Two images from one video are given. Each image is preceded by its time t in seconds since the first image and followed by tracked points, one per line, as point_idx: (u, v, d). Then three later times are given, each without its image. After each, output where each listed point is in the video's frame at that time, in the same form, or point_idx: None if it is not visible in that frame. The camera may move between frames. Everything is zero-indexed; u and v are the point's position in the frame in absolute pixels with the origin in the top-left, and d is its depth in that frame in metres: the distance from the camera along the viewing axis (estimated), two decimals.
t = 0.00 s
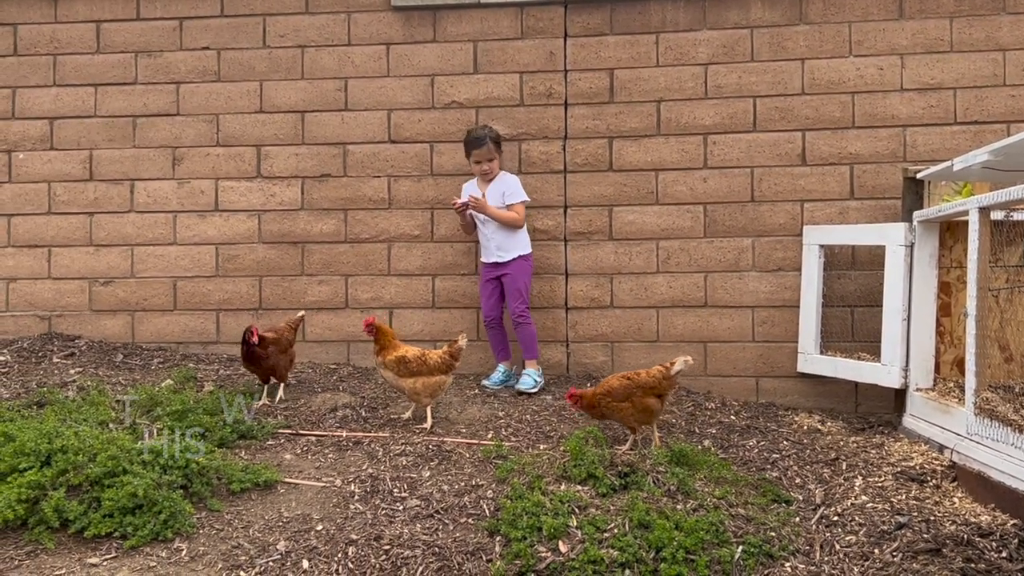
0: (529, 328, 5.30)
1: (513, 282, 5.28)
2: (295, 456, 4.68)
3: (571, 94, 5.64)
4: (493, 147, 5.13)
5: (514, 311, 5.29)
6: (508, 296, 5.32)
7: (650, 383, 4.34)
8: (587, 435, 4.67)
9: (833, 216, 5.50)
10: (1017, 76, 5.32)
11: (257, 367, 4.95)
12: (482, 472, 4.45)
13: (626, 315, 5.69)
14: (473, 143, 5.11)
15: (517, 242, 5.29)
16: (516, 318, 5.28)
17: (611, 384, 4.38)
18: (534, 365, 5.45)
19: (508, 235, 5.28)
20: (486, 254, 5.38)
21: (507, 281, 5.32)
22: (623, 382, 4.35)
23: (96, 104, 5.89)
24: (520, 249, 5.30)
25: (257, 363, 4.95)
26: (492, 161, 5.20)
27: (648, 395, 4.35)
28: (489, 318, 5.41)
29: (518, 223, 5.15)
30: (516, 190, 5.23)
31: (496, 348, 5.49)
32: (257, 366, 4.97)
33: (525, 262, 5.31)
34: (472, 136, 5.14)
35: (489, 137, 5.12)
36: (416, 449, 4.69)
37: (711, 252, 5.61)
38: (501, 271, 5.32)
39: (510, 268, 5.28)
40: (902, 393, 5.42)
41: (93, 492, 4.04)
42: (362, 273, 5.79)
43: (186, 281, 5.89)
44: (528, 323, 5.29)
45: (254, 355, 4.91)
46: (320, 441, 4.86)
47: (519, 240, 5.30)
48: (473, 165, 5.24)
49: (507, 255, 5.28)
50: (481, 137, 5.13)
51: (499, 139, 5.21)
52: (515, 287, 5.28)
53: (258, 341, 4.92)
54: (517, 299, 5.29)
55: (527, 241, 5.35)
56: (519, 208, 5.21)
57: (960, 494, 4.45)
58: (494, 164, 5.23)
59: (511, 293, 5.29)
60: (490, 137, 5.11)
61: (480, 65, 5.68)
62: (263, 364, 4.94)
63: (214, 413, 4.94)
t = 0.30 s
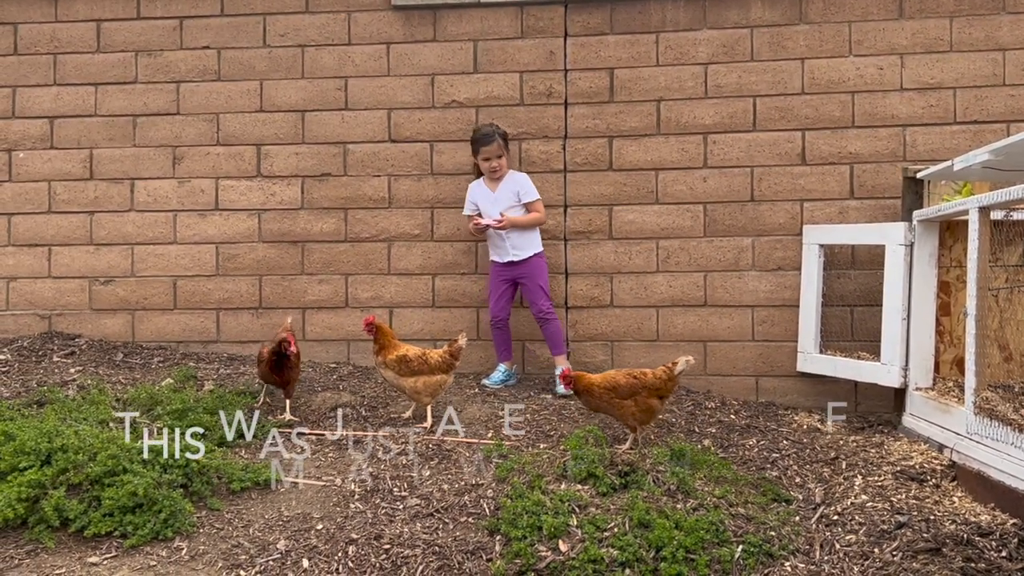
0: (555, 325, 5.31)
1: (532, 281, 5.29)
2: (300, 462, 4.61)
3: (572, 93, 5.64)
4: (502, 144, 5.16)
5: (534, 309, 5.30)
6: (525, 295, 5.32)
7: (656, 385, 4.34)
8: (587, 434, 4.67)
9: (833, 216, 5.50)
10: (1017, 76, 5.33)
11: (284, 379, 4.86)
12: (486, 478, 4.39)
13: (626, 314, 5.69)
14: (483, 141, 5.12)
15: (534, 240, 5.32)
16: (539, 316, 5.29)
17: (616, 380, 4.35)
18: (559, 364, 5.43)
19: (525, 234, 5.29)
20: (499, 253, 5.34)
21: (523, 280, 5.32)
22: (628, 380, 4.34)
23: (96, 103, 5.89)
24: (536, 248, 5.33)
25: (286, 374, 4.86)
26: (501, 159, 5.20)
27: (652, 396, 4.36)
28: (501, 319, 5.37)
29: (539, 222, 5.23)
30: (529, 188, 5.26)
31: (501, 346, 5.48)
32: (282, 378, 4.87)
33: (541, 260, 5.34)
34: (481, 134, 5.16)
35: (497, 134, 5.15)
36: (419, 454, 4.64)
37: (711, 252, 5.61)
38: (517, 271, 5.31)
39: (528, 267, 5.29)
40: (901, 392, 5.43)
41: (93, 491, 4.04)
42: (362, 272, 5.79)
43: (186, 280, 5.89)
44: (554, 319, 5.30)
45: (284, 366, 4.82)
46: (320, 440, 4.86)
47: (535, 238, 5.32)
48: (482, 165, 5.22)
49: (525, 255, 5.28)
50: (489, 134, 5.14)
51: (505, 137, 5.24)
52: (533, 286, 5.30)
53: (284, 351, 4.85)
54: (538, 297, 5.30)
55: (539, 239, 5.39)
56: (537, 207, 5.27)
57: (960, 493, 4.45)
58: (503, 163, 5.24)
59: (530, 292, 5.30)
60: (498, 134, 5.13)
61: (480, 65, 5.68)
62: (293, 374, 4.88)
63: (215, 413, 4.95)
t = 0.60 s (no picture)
0: (562, 331, 5.32)
1: (549, 284, 5.28)
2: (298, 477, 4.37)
3: (568, 92, 5.64)
4: (527, 144, 5.09)
5: (545, 313, 5.30)
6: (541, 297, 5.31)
7: (654, 383, 4.41)
8: (584, 433, 4.68)
9: (829, 215, 5.51)
10: (1013, 75, 5.33)
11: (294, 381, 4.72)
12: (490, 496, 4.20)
13: (622, 313, 5.69)
14: (507, 143, 5.06)
15: (552, 243, 5.31)
16: (547, 320, 5.29)
17: (616, 377, 4.37)
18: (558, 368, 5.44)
19: (545, 235, 5.28)
20: (518, 251, 5.31)
21: (541, 282, 5.31)
22: (629, 377, 4.38)
23: (93, 102, 5.89)
24: (557, 251, 5.32)
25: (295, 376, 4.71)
26: (526, 160, 5.17)
27: (650, 394, 4.42)
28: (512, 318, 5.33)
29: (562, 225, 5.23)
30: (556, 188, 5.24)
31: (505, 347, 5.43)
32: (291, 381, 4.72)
33: (559, 264, 5.33)
34: (506, 134, 5.09)
35: (522, 136, 5.07)
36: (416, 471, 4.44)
37: (708, 251, 5.61)
38: (535, 271, 5.29)
39: (547, 270, 5.28)
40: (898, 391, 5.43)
41: (89, 490, 4.05)
42: (360, 271, 5.79)
43: (183, 279, 5.90)
44: (561, 325, 5.32)
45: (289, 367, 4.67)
46: (317, 439, 4.87)
47: (555, 241, 5.31)
48: (508, 163, 5.19)
49: (545, 256, 5.27)
50: (515, 135, 5.08)
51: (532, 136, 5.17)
52: (550, 288, 5.28)
53: (287, 354, 4.69)
54: (551, 301, 5.29)
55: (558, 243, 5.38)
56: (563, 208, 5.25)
57: (956, 492, 4.46)
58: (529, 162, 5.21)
59: (547, 294, 5.29)
60: (525, 134, 5.05)
61: (477, 64, 5.68)
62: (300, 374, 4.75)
63: (211, 411, 4.95)
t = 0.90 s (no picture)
0: (564, 332, 5.37)
1: (558, 285, 5.29)
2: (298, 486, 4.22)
3: (564, 91, 5.65)
4: (547, 145, 5.11)
5: (551, 314, 5.32)
6: (549, 297, 5.32)
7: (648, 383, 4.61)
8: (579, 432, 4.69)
9: (825, 213, 5.53)
10: (1008, 74, 5.35)
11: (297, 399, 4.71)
12: (488, 504, 4.11)
13: (619, 312, 5.70)
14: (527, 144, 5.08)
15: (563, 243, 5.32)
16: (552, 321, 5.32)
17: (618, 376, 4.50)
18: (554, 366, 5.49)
19: (557, 236, 5.28)
20: (527, 250, 5.30)
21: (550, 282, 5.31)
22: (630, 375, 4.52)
23: (89, 101, 5.89)
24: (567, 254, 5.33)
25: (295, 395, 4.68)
26: (544, 161, 5.20)
27: (643, 394, 4.61)
28: (519, 318, 5.33)
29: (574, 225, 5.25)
30: (571, 190, 5.26)
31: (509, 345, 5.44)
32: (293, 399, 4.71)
33: (568, 264, 5.34)
34: (527, 134, 5.10)
35: (542, 137, 5.09)
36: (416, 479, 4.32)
37: (704, 249, 5.62)
38: (545, 271, 5.29)
39: (558, 270, 5.28)
40: (893, 390, 5.45)
41: (85, 489, 4.06)
42: (356, 270, 5.80)
43: (179, 278, 5.90)
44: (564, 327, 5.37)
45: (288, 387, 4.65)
46: (313, 437, 4.87)
47: (565, 242, 5.31)
48: (526, 162, 5.22)
49: (556, 256, 5.27)
50: (535, 136, 5.09)
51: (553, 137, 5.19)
52: (558, 290, 5.30)
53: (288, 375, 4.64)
54: (557, 303, 5.32)
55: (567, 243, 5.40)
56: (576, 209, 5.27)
57: (950, 490, 4.48)
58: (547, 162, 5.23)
59: (557, 294, 5.31)
60: (545, 135, 5.07)
61: (473, 63, 5.69)
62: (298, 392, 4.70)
63: (207, 410, 4.96)
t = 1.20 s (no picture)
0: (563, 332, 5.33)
1: (556, 283, 5.29)
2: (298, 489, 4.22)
3: (561, 90, 5.66)
4: (551, 145, 5.13)
5: (549, 313, 5.30)
6: (547, 295, 5.31)
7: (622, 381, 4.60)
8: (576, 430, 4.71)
9: (821, 211, 5.54)
10: (1004, 72, 5.36)
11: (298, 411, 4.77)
12: (489, 511, 4.03)
13: (616, 310, 5.71)
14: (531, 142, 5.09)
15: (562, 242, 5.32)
16: (550, 321, 5.30)
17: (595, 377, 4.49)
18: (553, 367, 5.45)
19: (555, 234, 5.28)
20: (525, 247, 5.31)
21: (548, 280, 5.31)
22: (609, 375, 4.51)
23: (87, 100, 5.89)
24: (565, 252, 5.33)
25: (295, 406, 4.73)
26: (546, 160, 5.22)
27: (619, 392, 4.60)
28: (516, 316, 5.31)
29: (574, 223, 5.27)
30: (573, 191, 5.30)
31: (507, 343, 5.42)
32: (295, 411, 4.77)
33: (566, 263, 5.34)
34: (532, 133, 5.12)
35: (547, 136, 5.11)
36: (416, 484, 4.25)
37: (700, 248, 5.63)
38: (543, 269, 5.30)
39: (556, 268, 5.29)
40: (889, 387, 5.46)
41: (82, 487, 4.09)
42: (354, 269, 5.81)
43: (177, 277, 5.91)
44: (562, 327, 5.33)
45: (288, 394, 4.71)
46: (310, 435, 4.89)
47: (564, 242, 5.32)
48: (528, 159, 5.24)
49: (554, 254, 5.27)
50: (541, 135, 5.11)
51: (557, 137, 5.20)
52: (556, 289, 5.29)
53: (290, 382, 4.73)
54: (555, 302, 5.30)
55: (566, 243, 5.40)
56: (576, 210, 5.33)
57: (946, 487, 4.49)
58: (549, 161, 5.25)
59: (555, 292, 5.30)
60: (550, 135, 5.09)
61: (470, 62, 5.70)
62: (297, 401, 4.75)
63: (205, 408, 4.97)
